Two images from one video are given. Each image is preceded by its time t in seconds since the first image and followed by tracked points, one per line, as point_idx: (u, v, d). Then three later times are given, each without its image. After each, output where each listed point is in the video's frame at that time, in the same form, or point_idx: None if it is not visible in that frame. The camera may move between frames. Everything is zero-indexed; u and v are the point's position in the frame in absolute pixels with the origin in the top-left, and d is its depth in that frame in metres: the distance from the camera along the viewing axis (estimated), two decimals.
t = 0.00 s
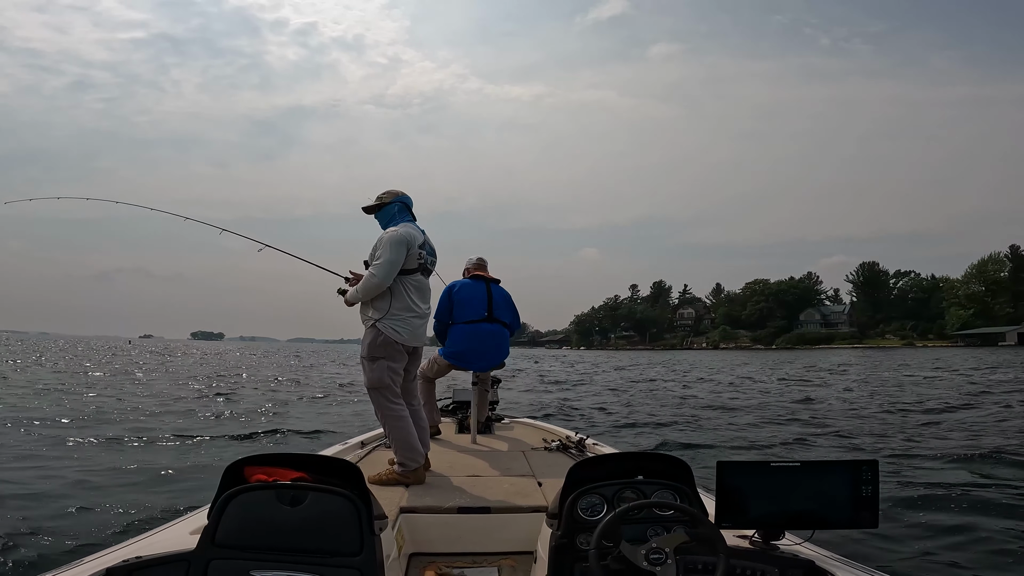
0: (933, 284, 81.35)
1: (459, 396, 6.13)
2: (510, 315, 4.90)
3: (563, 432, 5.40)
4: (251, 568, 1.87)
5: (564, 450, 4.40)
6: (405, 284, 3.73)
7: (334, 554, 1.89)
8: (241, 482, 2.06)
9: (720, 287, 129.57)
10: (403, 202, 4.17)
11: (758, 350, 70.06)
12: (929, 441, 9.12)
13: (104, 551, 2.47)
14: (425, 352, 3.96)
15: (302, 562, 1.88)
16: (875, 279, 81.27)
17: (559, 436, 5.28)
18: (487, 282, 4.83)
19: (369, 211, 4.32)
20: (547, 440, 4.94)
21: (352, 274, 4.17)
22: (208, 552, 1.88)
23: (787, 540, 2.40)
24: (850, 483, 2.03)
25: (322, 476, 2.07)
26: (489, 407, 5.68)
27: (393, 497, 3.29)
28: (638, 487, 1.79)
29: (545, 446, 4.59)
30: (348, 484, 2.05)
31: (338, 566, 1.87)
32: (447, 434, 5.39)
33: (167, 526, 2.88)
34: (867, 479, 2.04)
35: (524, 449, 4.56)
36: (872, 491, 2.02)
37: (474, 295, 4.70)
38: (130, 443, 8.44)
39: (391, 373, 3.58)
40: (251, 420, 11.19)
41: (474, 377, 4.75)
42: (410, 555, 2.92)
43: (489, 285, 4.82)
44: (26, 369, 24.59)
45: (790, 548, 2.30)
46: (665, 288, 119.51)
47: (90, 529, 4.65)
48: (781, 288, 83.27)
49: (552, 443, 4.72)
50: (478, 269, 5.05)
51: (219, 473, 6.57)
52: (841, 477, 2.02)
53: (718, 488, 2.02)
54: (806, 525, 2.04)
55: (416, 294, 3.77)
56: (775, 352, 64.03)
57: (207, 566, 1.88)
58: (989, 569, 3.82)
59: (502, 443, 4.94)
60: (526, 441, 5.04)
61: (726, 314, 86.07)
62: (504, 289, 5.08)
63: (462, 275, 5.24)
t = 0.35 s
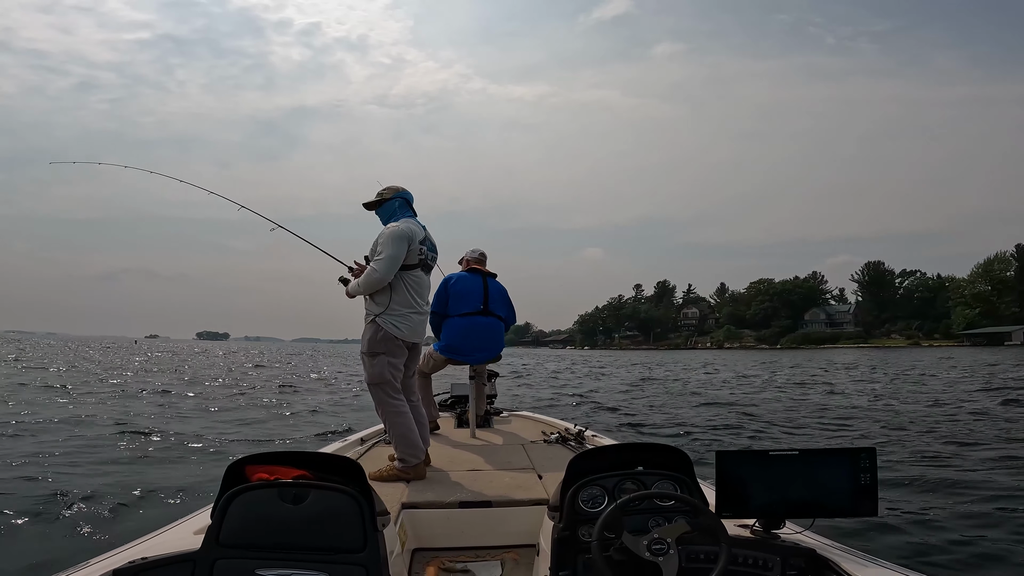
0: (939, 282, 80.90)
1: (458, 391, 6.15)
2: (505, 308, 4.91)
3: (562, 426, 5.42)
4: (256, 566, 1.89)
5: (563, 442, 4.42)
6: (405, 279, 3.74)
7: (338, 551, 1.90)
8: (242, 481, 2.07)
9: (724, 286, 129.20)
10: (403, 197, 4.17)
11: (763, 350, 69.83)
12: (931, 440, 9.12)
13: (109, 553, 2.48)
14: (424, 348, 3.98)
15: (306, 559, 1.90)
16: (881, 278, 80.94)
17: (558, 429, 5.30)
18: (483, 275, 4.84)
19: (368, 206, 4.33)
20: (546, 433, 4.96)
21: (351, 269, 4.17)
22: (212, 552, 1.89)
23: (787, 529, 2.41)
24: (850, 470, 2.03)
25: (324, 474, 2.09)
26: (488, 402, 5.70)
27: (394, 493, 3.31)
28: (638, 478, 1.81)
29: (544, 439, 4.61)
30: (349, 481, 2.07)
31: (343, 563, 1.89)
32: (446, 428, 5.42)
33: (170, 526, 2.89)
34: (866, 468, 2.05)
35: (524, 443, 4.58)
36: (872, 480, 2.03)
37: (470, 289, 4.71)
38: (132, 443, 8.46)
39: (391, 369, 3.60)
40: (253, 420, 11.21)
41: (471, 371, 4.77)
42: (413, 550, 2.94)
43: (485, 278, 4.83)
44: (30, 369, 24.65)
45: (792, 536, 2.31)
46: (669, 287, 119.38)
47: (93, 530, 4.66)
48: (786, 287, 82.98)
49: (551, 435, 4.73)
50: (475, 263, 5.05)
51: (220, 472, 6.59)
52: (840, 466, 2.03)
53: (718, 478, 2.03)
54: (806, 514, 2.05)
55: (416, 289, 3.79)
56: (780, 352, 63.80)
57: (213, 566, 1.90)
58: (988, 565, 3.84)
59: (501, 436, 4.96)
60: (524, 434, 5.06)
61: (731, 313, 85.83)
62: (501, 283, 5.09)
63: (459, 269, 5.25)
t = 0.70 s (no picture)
0: (944, 283, 80.52)
1: (451, 393, 6.15)
2: (495, 309, 4.91)
3: (554, 429, 5.42)
4: (240, 564, 1.88)
5: (555, 446, 4.43)
6: (395, 279, 3.75)
7: (325, 551, 1.90)
8: (230, 478, 2.07)
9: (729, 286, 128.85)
10: (394, 197, 4.17)
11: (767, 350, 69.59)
12: (932, 442, 9.08)
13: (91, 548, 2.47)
14: (414, 349, 3.97)
15: (292, 558, 1.89)
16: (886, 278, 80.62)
17: (550, 432, 5.30)
18: (471, 277, 4.83)
19: (359, 206, 4.33)
20: (538, 437, 4.96)
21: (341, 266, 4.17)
22: (197, 549, 1.89)
23: (774, 537, 2.41)
24: (837, 481, 2.03)
25: (313, 472, 2.09)
26: (480, 404, 5.70)
27: (383, 493, 3.31)
28: (628, 484, 1.80)
29: (536, 443, 4.61)
30: (339, 481, 2.07)
31: (329, 563, 1.89)
32: (438, 430, 5.41)
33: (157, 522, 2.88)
34: (853, 477, 2.05)
35: (516, 446, 4.58)
36: (858, 489, 2.03)
37: (459, 291, 4.70)
38: (130, 443, 8.48)
39: (380, 370, 3.59)
40: (251, 420, 11.20)
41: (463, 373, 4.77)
42: (402, 552, 2.94)
43: (473, 280, 4.83)
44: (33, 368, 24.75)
45: (778, 545, 2.31)
46: (673, 287, 119.11)
47: (84, 527, 4.68)
48: (791, 288, 82.73)
49: (542, 440, 4.74)
50: (463, 265, 5.05)
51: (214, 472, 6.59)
52: (828, 475, 2.03)
53: (707, 485, 2.03)
54: (793, 522, 2.05)
55: (405, 290, 3.80)
56: (784, 352, 63.56)
57: (196, 563, 1.89)
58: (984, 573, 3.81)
59: (492, 440, 4.96)
60: (516, 438, 5.06)
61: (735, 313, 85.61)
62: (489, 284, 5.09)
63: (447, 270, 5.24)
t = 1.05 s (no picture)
0: (950, 283, 80.06)
1: (448, 396, 6.15)
2: (493, 313, 4.91)
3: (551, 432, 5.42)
4: (232, 566, 1.88)
5: (551, 450, 4.43)
6: (392, 282, 3.74)
7: (317, 553, 1.90)
8: (224, 480, 2.07)
9: (733, 287, 128.48)
10: (393, 199, 4.17)
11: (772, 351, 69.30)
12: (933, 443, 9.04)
13: (83, 549, 2.47)
14: (411, 352, 3.98)
15: (284, 561, 1.89)
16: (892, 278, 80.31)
17: (546, 436, 5.29)
18: (468, 282, 4.82)
19: (359, 208, 4.33)
20: (534, 441, 4.96)
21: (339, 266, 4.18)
22: (189, 550, 1.89)
23: (769, 542, 2.41)
24: (832, 487, 2.03)
25: (306, 475, 2.09)
26: (476, 407, 5.69)
27: (379, 496, 3.31)
28: (624, 488, 1.80)
29: (532, 446, 4.61)
30: (333, 484, 2.07)
31: (322, 565, 1.89)
32: (435, 433, 5.41)
33: (150, 524, 2.89)
34: (847, 483, 2.04)
35: (511, 450, 4.57)
36: (853, 494, 2.03)
37: (456, 297, 4.70)
38: (129, 444, 8.50)
39: (375, 373, 3.60)
40: (252, 421, 11.21)
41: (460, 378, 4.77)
42: (396, 555, 2.93)
43: (471, 284, 4.82)
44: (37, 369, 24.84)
45: (773, 550, 2.31)
46: (677, 288, 118.90)
47: (79, 527, 4.68)
48: (796, 288, 82.45)
49: (538, 443, 4.73)
50: (459, 269, 5.04)
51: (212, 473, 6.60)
52: (822, 481, 2.02)
53: (702, 491, 2.02)
54: (787, 527, 2.05)
55: (403, 292, 3.79)
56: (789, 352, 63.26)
57: (187, 565, 1.89)
58: None
59: (488, 443, 4.96)
60: (512, 441, 5.06)
61: (740, 314, 85.38)
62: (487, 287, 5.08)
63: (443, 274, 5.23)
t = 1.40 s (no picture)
0: (957, 282, 79.63)
1: (448, 395, 6.16)
2: (493, 312, 4.92)
3: (551, 430, 5.43)
4: (237, 568, 1.89)
5: (552, 447, 4.44)
6: (392, 282, 3.75)
7: (321, 554, 1.91)
8: (227, 482, 2.08)
9: (738, 287, 128.11)
10: (396, 198, 4.18)
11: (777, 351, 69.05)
12: (938, 443, 9.02)
13: (89, 551, 2.49)
14: (413, 351, 3.99)
15: (289, 561, 1.90)
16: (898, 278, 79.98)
17: (546, 435, 5.30)
18: (469, 280, 4.84)
19: (363, 206, 4.35)
20: (534, 438, 4.97)
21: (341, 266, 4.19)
22: (194, 552, 1.90)
23: (771, 536, 2.42)
24: (833, 480, 2.03)
25: (309, 476, 2.10)
26: (476, 406, 5.70)
27: (381, 495, 3.32)
28: (626, 484, 1.81)
29: (533, 444, 4.62)
30: (335, 484, 2.08)
31: (326, 566, 1.90)
32: (435, 431, 5.42)
33: (154, 525, 2.90)
34: (850, 476, 2.04)
35: (512, 448, 4.58)
36: (855, 487, 2.03)
37: (457, 294, 4.71)
38: (131, 444, 8.54)
39: (376, 373, 3.61)
40: (254, 421, 11.23)
41: (460, 376, 4.78)
42: (399, 554, 2.94)
43: (471, 283, 4.83)
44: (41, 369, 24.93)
45: (776, 545, 2.31)
46: (681, 288, 118.64)
47: (83, 527, 4.69)
48: (801, 287, 82.17)
49: (539, 442, 4.74)
50: (460, 267, 5.05)
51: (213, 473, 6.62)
52: (825, 474, 2.03)
53: (705, 484, 2.03)
54: (789, 521, 2.05)
55: (404, 292, 3.80)
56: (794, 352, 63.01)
57: (193, 567, 1.90)
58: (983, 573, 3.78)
59: (489, 441, 4.97)
60: (512, 439, 5.07)
61: (745, 313, 85.14)
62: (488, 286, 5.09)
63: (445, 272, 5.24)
